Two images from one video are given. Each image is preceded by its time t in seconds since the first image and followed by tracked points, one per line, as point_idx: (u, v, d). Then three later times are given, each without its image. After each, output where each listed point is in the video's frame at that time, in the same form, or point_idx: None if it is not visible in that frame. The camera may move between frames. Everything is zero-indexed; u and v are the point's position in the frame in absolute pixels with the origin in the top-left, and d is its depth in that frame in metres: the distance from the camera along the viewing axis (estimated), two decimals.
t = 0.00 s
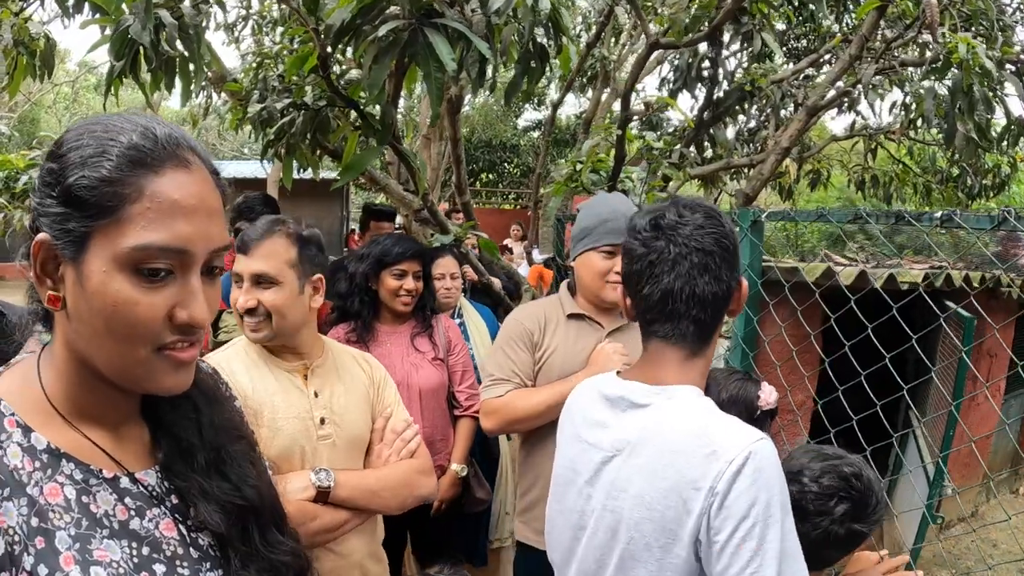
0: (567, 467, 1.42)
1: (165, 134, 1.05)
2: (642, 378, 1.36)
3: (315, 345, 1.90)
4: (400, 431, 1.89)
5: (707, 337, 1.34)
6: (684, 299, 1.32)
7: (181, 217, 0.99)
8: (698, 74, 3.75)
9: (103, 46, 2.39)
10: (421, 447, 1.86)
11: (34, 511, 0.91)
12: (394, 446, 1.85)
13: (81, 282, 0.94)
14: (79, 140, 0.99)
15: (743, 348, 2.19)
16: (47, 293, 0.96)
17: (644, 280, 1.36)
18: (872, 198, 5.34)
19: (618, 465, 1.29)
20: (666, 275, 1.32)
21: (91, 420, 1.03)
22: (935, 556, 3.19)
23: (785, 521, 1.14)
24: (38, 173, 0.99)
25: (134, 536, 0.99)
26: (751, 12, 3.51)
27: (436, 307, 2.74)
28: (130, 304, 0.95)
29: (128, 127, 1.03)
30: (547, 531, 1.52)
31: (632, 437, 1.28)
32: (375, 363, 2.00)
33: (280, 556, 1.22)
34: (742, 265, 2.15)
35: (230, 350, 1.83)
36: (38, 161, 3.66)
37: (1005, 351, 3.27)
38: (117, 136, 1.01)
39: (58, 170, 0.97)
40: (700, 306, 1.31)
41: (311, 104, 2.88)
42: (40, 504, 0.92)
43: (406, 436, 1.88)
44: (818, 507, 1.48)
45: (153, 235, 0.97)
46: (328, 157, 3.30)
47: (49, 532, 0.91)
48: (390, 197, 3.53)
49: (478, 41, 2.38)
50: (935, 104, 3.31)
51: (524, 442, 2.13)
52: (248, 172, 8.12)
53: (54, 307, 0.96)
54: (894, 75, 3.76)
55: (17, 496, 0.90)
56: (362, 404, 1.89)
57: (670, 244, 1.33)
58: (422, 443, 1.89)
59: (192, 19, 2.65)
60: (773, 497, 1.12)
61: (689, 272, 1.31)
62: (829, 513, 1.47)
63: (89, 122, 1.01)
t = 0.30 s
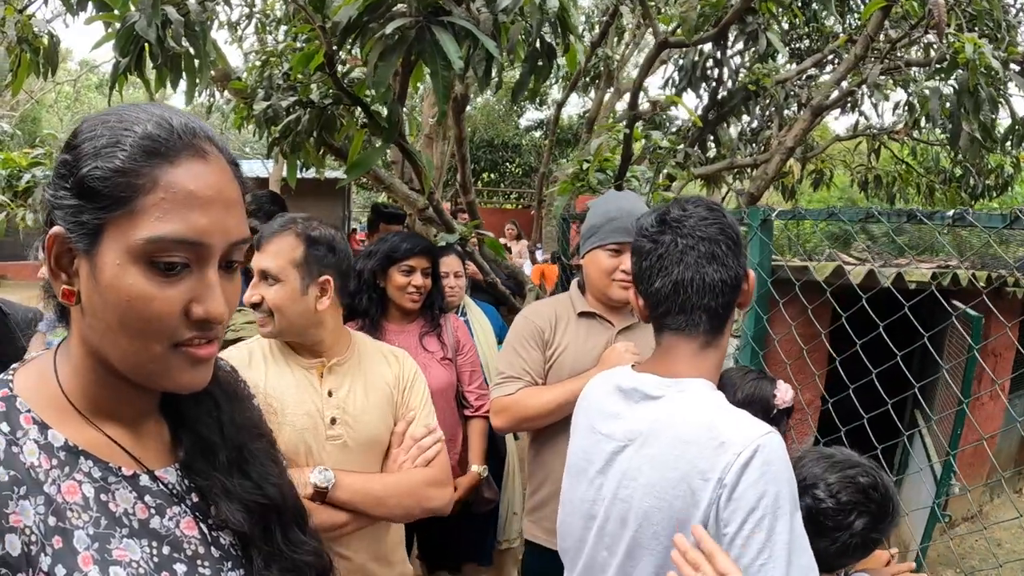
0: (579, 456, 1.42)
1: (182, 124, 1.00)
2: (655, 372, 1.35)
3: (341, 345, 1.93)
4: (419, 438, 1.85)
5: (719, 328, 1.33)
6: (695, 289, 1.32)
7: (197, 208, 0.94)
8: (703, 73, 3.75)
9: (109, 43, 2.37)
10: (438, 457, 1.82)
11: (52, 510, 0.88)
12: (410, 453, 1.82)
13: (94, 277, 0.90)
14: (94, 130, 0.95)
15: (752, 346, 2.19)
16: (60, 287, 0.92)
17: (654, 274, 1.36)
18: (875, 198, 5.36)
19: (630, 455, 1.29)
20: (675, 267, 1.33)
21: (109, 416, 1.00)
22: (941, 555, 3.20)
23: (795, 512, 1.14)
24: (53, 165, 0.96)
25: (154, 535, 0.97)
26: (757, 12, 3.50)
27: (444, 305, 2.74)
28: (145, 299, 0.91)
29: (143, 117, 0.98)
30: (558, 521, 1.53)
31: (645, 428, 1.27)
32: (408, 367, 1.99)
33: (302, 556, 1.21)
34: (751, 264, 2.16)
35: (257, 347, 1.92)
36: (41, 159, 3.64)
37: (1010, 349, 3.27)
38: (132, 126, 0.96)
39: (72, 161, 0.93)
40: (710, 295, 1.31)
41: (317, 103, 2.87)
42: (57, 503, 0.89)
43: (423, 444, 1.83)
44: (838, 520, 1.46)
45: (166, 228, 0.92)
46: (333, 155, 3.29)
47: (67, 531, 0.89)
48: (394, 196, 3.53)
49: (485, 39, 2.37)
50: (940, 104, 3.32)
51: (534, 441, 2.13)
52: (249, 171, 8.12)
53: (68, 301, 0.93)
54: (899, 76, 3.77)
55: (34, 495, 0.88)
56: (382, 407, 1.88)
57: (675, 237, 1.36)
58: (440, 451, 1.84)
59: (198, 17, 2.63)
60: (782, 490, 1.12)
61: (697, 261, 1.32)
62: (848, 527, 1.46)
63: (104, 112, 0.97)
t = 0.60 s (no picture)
0: (590, 460, 1.42)
1: (195, 129, 0.99)
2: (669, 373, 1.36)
3: (394, 346, 1.96)
4: (458, 449, 1.86)
5: (730, 330, 1.35)
6: (712, 288, 1.33)
7: (206, 216, 0.93)
8: (706, 74, 3.75)
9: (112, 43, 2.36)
10: (473, 473, 1.84)
11: (59, 514, 0.88)
12: (447, 462, 1.85)
13: (103, 281, 0.89)
14: (107, 133, 0.94)
15: (756, 348, 2.18)
16: (68, 289, 0.92)
17: (670, 273, 1.37)
18: (876, 199, 5.37)
19: (643, 458, 1.29)
20: (693, 267, 1.35)
21: (116, 421, 0.99)
22: (943, 557, 3.20)
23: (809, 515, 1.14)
24: (64, 166, 0.95)
25: (162, 538, 0.96)
26: (760, 13, 3.49)
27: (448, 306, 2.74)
28: (153, 306, 0.89)
29: (156, 121, 0.97)
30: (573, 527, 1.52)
31: (658, 430, 1.28)
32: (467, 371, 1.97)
33: (311, 559, 1.21)
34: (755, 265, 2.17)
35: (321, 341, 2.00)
36: (42, 158, 3.63)
37: (1013, 351, 3.27)
38: (144, 130, 0.95)
39: (84, 162, 0.92)
40: (726, 295, 1.33)
41: (321, 103, 2.87)
42: (65, 507, 0.89)
43: (461, 454, 1.85)
44: (840, 527, 1.46)
45: (174, 235, 0.90)
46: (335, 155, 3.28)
47: (75, 535, 0.88)
48: (397, 196, 3.52)
49: (490, 39, 2.36)
50: (943, 106, 3.32)
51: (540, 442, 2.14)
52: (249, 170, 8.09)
53: (77, 304, 0.92)
54: (901, 77, 3.77)
55: (41, 498, 0.86)
56: (427, 414, 1.90)
57: (692, 238, 1.38)
58: (477, 466, 1.85)
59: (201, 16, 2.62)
60: (797, 491, 1.12)
61: (714, 262, 1.34)
62: (849, 535, 1.46)
63: (117, 115, 0.96)
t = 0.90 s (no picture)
0: (614, 472, 1.42)
1: (187, 123, 0.98)
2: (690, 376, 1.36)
3: (421, 343, 1.96)
4: (473, 451, 1.85)
5: (751, 333, 1.37)
6: (734, 290, 1.34)
7: (199, 210, 0.91)
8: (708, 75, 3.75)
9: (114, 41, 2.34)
10: (486, 476, 1.83)
11: (58, 519, 0.87)
12: (462, 462, 1.85)
13: (94, 279, 0.88)
14: (97, 128, 0.93)
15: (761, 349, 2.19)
16: (63, 289, 0.91)
17: (690, 274, 1.38)
18: (877, 200, 5.37)
19: (673, 465, 1.30)
20: (714, 268, 1.36)
21: (112, 423, 0.99)
22: (945, 558, 3.20)
23: (846, 517, 1.17)
24: (58, 164, 0.94)
25: (163, 543, 0.95)
26: (763, 13, 3.49)
27: (450, 307, 2.73)
28: (145, 304, 0.88)
29: (148, 116, 0.96)
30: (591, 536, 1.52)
31: (688, 434, 1.29)
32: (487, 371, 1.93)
33: (314, 564, 1.21)
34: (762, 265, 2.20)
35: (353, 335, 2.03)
36: (43, 157, 3.62)
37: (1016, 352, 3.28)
38: (135, 124, 0.94)
39: (75, 159, 0.92)
40: (747, 296, 1.35)
41: (324, 102, 2.85)
42: (63, 511, 0.88)
43: (475, 457, 1.84)
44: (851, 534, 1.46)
45: (160, 229, 0.88)
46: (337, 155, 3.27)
47: (74, 540, 0.87)
48: (399, 195, 3.51)
49: (495, 39, 2.34)
50: (946, 106, 3.32)
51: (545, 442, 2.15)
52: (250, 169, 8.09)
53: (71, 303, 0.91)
54: (903, 77, 3.77)
55: (38, 502, 0.86)
56: (450, 414, 1.89)
57: (711, 239, 1.39)
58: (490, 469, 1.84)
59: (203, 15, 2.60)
60: (835, 488, 1.15)
61: (735, 262, 1.35)
62: (861, 541, 1.46)
63: (108, 111, 0.95)
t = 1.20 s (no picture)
0: (616, 474, 1.42)
1: (180, 133, 0.97)
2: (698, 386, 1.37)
3: (433, 348, 1.95)
4: (485, 452, 1.85)
5: (763, 345, 1.37)
6: (750, 301, 1.35)
7: (192, 223, 0.90)
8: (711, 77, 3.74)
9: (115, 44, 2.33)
10: (499, 477, 1.83)
11: (59, 541, 0.87)
12: (474, 464, 1.84)
13: (89, 295, 0.87)
14: (87, 142, 0.93)
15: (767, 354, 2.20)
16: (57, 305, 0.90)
17: (706, 284, 1.38)
18: (880, 202, 5.37)
19: (676, 472, 1.30)
20: (731, 279, 1.36)
21: (110, 441, 0.98)
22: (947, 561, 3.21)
23: (848, 531, 1.17)
24: (48, 178, 0.94)
25: (166, 562, 0.95)
26: (766, 16, 3.48)
27: (453, 310, 2.73)
28: (141, 320, 0.87)
29: (139, 126, 0.96)
30: (592, 542, 1.53)
31: (693, 443, 1.29)
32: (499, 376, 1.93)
33: None
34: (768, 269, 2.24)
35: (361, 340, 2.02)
36: (44, 158, 3.61)
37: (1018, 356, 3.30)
38: (126, 135, 0.94)
39: (67, 174, 0.91)
40: (762, 309, 1.35)
41: (326, 104, 2.84)
42: (64, 534, 0.88)
43: (487, 460, 1.83)
44: (861, 540, 1.46)
45: (153, 244, 0.88)
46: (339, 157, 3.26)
47: (76, 563, 0.87)
48: (401, 197, 3.50)
49: (499, 42, 2.33)
50: (949, 109, 3.31)
51: (550, 447, 2.14)
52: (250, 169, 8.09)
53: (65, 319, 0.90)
54: (906, 80, 3.77)
55: (39, 525, 0.86)
56: (462, 418, 1.89)
57: (730, 249, 1.39)
58: (504, 470, 1.83)
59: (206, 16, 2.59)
60: (838, 503, 1.15)
61: (752, 274, 1.35)
62: (871, 547, 1.46)
63: (99, 122, 0.95)
